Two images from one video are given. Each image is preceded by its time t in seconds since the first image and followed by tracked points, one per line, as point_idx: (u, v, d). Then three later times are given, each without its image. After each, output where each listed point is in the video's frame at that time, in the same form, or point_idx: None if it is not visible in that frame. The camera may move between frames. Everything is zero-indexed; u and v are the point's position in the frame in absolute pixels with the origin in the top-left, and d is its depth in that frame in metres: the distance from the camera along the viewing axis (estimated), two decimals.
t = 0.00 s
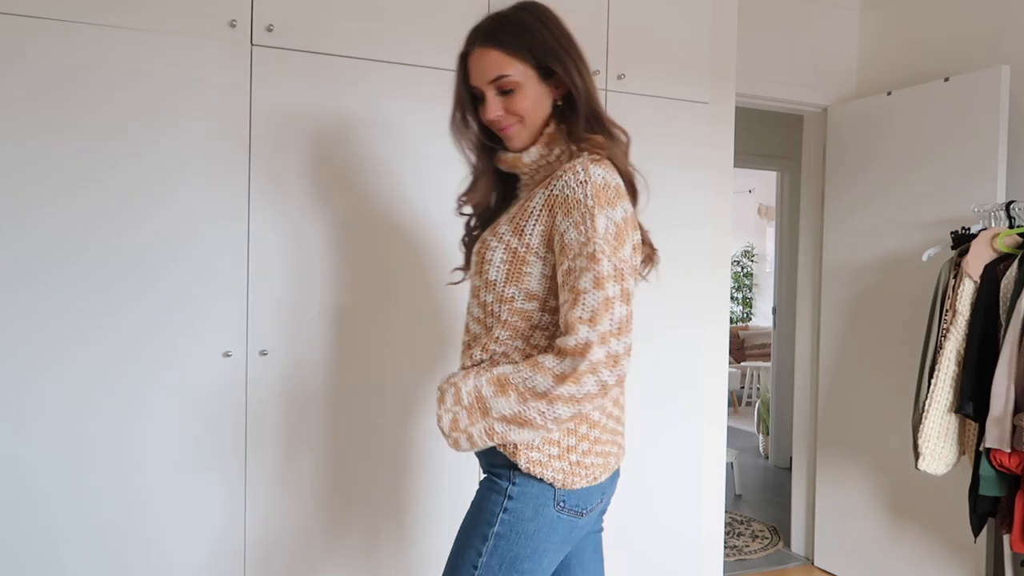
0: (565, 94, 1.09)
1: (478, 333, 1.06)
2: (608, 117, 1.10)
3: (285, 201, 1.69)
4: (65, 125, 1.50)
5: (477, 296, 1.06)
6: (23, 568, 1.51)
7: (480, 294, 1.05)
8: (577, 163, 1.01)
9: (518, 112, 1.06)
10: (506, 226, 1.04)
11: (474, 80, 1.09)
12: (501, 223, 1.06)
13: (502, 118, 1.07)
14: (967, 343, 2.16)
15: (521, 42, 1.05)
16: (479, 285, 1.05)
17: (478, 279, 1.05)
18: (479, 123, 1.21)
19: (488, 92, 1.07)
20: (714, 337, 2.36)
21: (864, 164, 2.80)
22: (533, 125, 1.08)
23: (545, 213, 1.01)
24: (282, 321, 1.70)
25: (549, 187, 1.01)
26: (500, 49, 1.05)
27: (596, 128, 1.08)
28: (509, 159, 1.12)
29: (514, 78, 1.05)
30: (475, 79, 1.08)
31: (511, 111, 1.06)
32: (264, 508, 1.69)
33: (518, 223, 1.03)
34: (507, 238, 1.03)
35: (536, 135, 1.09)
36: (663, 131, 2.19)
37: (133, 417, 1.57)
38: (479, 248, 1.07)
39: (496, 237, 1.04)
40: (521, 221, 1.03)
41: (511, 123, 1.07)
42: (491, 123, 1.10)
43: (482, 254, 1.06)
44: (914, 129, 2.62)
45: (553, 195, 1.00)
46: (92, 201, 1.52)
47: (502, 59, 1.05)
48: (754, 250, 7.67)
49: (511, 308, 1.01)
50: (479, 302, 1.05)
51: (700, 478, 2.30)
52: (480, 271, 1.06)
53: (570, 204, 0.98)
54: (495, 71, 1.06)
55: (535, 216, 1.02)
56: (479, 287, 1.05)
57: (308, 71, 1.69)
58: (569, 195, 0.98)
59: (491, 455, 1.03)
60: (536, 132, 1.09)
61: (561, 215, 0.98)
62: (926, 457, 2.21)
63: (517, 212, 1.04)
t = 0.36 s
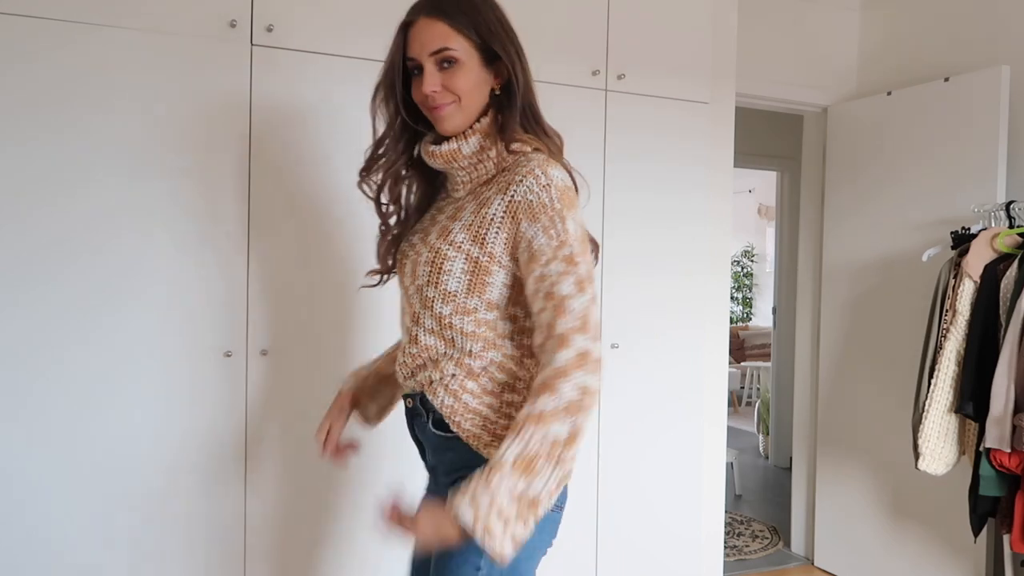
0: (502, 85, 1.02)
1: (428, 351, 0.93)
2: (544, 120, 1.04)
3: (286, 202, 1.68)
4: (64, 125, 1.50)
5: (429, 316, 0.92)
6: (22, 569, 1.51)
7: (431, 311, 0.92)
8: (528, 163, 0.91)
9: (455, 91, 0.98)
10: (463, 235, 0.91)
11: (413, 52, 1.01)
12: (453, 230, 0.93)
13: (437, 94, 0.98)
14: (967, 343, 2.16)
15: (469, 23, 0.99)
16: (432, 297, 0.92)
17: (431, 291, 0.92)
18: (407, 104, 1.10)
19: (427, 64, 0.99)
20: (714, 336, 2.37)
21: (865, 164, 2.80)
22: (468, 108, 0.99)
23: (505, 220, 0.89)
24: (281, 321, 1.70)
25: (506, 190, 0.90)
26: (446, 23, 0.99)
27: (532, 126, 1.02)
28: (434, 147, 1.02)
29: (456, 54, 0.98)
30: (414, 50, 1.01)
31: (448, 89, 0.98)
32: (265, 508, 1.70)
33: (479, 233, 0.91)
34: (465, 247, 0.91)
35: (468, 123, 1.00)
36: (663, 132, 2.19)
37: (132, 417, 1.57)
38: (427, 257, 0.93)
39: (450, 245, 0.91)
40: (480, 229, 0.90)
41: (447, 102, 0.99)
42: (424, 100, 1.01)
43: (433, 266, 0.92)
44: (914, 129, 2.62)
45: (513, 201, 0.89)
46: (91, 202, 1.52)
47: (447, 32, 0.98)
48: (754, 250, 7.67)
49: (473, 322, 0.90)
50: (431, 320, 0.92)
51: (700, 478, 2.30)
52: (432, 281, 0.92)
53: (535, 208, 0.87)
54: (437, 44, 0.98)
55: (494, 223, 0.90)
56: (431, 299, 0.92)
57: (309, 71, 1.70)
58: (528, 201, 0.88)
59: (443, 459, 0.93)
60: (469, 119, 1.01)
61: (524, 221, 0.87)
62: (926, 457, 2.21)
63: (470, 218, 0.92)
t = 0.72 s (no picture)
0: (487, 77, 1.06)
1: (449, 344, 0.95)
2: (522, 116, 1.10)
3: (285, 203, 1.73)
4: (65, 127, 1.54)
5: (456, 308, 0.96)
6: (22, 567, 1.55)
7: (458, 304, 0.96)
8: (534, 151, 1.03)
9: (449, 76, 1.00)
10: (482, 221, 0.98)
11: (402, 32, 1.02)
12: (472, 218, 0.98)
13: (430, 77, 1.00)
14: (967, 343, 2.16)
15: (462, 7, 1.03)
16: (464, 290, 0.96)
17: (462, 282, 0.96)
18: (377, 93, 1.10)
19: (421, 47, 1.01)
20: (714, 336, 2.37)
21: (865, 164, 2.80)
22: (459, 94, 1.02)
23: (520, 203, 0.99)
24: (280, 320, 1.73)
25: (519, 174, 1.00)
26: (442, 7, 1.01)
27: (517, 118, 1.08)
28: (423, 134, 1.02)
29: (450, 38, 1.01)
30: (406, 31, 1.01)
31: (441, 73, 1.00)
32: (263, 505, 1.72)
33: (500, 219, 0.98)
34: (492, 234, 0.98)
35: (455, 109, 1.03)
36: (663, 131, 2.19)
37: (131, 414, 1.61)
38: (453, 250, 0.97)
39: (477, 235, 0.97)
40: (503, 214, 0.98)
41: (438, 87, 1.00)
42: (412, 82, 1.01)
43: (460, 258, 0.97)
44: (914, 129, 2.62)
45: (526, 184, 1.00)
46: (91, 201, 1.56)
47: (443, 17, 1.01)
48: (754, 250, 7.67)
49: (502, 304, 0.98)
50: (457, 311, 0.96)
51: (700, 478, 2.30)
52: (463, 274, 0.96)
53: (544, 191, 1.01)
54: (434, 27, 1.01)
55: (514, 207, 0.99)
56: (463, 291, 0.96)
57: (308, 70, 1.74)
58: (543, 184, 1.01)
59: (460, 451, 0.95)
60: (457, 106, 1.03)
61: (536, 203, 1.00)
62: (926, 457, 2.21)
63: (489, 204, 0.99)
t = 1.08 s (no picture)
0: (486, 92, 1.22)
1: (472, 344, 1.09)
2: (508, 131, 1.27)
3: (285, 203, 1.72)
4: (65, 127, 1.54)
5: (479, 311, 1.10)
6: (23, 569, 1.55)
7: (482, 307, 1.10)
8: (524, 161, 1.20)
9: (461, 90, 1.15)
10: (501, 233, 1.13)
11: (418, 45, 1.14)
12: (493, 230, 1.12)
13: (445, 90, 1.14)
14: (967, 343, 2.16)
15: (470, 29, 1.17)
16: (490, 294, 1.11)
17: (489, 288, 1.11)
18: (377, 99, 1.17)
19: (438, 61, 1.14)
20: (714, 336, 2.37)
21: (864, 164, 2.80)
22: (466, 108, 1.17)
23: (529, 215, 1.16)
24: (280, 319, 1.73)
25: (528, 189, 1.17)
26: (455, 26, 1.16)
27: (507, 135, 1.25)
28: (440, 142, 1.14)
29: (463, 56, 1.16)
30: (422, 44, 1.14)
31: (456, 88, 1.15)
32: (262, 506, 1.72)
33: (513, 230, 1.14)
34: (509, 244, 1.14)
35: (460, 120, 1.17)
36: (664, 131, 2.19)
37: (133, 415, 1.61)
38: (482, 260, 1.10)
39: (500, 245, 1.12)
40: (517, 227, 1.15)
41: (450, 101, 1.14)
42: (426, 93, 1.14)
43: (489, 267, 1.11)
44: (915, 129, 2.62)
45: (535, 199, 1.17)
46: (91, 201, 1.56)
47: (456, 35, 1.16)
48: (754, 250, 7.67)
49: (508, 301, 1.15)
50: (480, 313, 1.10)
51: (699, 478, 2.30)
52: (490, 281, 1.11)
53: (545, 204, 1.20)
54: (449, 45, 1.15)
55: (524, 220, 1.15)
56: (489, 296, 1.11)
57: (308, 70, 1.74)
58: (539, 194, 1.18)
59: (472, 445, 1.08)
60: (463, 119, 1.18)
61: (541, 215, 1.18)
62: (926, 457, 2.21)
63: (505, 219, 1.14)
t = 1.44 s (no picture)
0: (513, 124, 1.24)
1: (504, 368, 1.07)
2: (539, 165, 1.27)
3: (286, 204, 1.73)
4: (65, 127, 1.54)
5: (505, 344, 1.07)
6: (23, 568, 1.55)
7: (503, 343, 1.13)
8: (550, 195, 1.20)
9: (483, 117, 1.17)
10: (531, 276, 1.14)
11: (440, 74, 1.18)
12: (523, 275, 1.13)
13: (468, 116, 1.16)
14: (967, 343, 2.16)
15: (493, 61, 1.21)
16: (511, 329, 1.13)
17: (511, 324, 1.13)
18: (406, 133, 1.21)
19: (461, 89, 1.17)
20: (714, 336, 2.37)
21: (865, 164, 2.80)
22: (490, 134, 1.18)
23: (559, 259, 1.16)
24: (279, 319, 1.73)
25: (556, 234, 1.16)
26: (480, 56, 1.19)
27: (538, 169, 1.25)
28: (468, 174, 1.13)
29: (488, 85, 1.19)
30: (445, 72, 1.18)
31: (478, 114, 1.17)
32: (264, 505, 1.73)
33: (548, 275, 1.15)
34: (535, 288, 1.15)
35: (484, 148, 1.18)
36: (664, 131, 2.19)
37: (133, 415, 1.61)
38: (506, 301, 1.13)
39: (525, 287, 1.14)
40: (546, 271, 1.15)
41: (472, 127, 1.16)
42: (450, 120, 1.16)
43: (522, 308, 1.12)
44: (915, 129, 2.62)
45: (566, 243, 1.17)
46: (91, 201, 1.56)
47: (482, 65, 1.19)
48: (754, 250, 7.67)
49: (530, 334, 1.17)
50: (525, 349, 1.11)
51: (699, 478, 2.30)
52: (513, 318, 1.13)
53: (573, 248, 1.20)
54: (472, 74, 1.18)
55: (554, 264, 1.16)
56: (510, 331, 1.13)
57: (308, 70, 1.73)
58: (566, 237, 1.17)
59: (499, 444, 1.12)
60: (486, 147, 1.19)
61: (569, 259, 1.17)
62: (926, 457, 2.21)
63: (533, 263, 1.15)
